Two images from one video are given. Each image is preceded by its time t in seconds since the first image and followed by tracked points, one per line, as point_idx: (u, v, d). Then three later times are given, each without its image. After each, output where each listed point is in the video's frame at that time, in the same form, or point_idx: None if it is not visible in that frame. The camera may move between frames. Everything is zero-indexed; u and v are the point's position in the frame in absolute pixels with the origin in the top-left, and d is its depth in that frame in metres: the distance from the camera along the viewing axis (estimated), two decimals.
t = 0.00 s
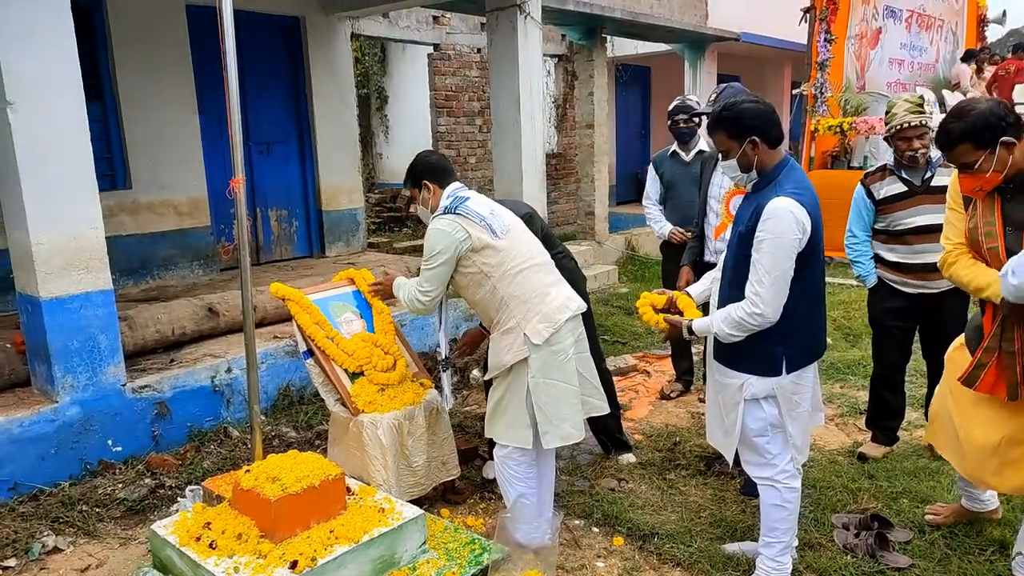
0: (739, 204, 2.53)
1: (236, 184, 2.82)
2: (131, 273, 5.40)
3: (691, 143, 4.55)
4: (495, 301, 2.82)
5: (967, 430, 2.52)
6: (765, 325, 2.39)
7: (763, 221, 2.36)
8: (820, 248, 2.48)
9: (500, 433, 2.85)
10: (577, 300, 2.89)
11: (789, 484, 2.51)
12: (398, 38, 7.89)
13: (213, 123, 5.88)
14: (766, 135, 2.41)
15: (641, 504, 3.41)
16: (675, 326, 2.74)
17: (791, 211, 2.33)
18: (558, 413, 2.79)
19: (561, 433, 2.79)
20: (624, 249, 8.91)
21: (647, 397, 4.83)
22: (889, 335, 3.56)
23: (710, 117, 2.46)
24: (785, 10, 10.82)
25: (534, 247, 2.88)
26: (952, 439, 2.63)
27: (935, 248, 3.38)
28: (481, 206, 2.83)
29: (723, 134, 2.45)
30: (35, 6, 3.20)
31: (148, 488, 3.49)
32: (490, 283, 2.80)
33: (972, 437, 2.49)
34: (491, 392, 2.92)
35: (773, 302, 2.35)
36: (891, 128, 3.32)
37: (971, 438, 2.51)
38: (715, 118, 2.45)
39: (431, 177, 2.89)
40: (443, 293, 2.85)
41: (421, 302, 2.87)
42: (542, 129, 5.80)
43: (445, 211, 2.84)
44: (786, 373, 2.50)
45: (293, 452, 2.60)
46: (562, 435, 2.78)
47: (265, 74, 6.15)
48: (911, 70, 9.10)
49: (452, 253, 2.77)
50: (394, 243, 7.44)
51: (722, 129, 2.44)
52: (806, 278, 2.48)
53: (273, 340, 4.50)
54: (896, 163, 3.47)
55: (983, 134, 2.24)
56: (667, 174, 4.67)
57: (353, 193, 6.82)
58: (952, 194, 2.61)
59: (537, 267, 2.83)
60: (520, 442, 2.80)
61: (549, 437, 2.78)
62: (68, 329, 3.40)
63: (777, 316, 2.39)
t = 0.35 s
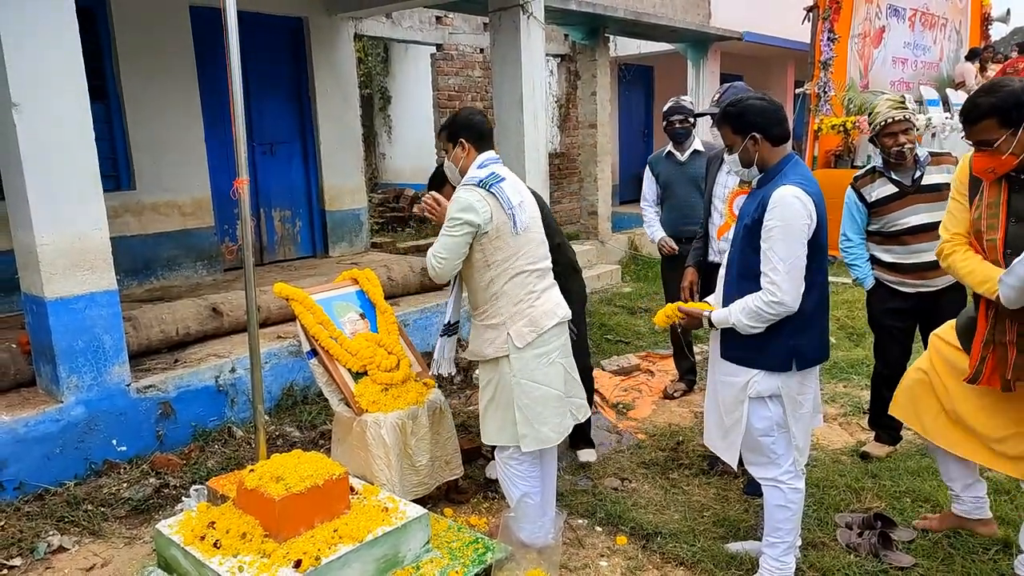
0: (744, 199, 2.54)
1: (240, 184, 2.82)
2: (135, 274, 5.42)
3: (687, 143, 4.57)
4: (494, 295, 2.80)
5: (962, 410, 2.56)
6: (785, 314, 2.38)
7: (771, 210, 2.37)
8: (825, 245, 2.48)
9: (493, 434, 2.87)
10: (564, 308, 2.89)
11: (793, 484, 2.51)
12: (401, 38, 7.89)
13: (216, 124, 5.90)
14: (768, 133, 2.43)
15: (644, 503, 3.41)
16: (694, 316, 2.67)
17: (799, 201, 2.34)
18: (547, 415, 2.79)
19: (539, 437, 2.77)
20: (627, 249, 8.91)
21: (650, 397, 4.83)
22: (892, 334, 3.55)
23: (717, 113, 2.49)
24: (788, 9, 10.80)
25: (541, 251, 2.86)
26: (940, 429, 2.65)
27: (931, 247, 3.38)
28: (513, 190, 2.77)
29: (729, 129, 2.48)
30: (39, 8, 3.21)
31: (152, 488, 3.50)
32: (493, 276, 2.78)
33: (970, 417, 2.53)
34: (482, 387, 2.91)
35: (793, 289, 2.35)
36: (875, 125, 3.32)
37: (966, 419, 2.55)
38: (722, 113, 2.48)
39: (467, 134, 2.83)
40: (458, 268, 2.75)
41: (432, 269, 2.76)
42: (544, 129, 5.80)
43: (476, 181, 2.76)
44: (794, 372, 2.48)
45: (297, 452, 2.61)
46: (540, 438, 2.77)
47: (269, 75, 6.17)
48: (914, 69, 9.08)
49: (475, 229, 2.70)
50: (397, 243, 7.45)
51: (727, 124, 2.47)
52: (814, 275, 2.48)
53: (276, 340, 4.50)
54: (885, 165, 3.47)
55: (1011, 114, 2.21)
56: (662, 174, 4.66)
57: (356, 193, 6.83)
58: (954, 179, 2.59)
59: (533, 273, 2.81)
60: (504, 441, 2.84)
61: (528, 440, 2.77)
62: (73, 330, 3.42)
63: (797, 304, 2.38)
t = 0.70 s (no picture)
0: (746, 193, 2.53)
1: (239, 181, 2.82)
2: (135, 271, 5.42)
3: (689, 138, 4.55)
4: (493, 288, 2.79)
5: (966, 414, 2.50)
6: (791, 304, 2.37)
7: (773, 201, 2.37)
8: (826, 239, 2.48)
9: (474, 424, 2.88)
10: (557, 309, 2.91)
11: (794, 480, 2.52)
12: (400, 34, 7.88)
13: (216, 121, 5.90)
14: (769, 128, 2.43)
15: (644, 498, 3.42)
16: (701, 309, 2.65)
17: (803, 192, 2.34)
18: (531, 409, 2.81)
19: (521, 431, 2.79)
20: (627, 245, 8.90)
21: (650, 393, 4.84)
22: (891, 328, 3.56)
23: (719, 109, 2.51)
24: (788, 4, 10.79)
25: (542, 248, 2.86)
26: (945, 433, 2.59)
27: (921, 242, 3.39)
28: (534, 189, 2.76)
29: (730, 123, 2.49)
30: (38, 6, 3.21)
31: (153, 485, 3.51)
32: (494, 269, 2.76)
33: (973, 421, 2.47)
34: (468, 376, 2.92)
35: (800, 278, 2.33)
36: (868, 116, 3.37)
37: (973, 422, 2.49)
38: (723, 109, 2.49)
39: (501, 117, 2.78)
40: (466, 251, 2.73)
41: (441, 247, 2.73)
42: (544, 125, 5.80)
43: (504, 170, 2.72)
44: (798, 363, 2.49)
45: (298, 449, 2.61)
46: (519, 433, 2.79)
47: (268, 72, 6.17)
48: (914, 64, 9.08)
49: (493, 219, 2.68)
50: (397, 239, 7.45)
51: (727, 120, 2.48)
52: (817, 269, 2.48)
53: (277, 337, 4.51)
54: (878, 160, 3.47)
55: None
56: (665, 171, 4.69)
57: (356, 190, 6.83)
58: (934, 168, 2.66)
59: (533, 273, 2.81)
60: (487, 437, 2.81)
61: (509, 434, 2.78)
62: (73, 328, 3.42)
63: (804, 294, 2.37)
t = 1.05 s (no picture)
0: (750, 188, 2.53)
1: (241, 179, 2.83)
2: (136, 269, 5.42)
3: (694, 135, 4.54)
4: (497, 285, 2.79)
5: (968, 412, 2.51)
6: (797, 300, 2.37)
7: (780, 197, 2.37)
8: (830, 237, 2.49)
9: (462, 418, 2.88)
10: (558, 311, 2.93)
11: (795, 477, 2.53)
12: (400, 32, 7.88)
13: (217, 119, 5.90)
14: (777, 124, 2.44)
15: (645, 495, 3.43)
16: (705, 305, 2.65)
17: (811, 189, 2.35)
18: (523, 406, 2.81)
19: (513, 428, 2.80)
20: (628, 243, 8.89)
21: (651, 390, 4.85)
22: (892, 326, 3.56)
23: (731, 100, 2.50)
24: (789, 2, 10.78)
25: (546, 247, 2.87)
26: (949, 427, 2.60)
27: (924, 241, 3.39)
28: (544, 188, 2.77)
29: (739, 117, 2.49)
30: (41, 5, 3.22)
31: (155, 482, 3.52)
32: (498, 266, 2.76)
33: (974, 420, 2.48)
34: (464, 371, 2.90)
35: (806, 275, 2.34)
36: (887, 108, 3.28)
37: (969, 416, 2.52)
38: (733, 102, 2.49)
39: (502, 122, 2.78)
40: (473, 247, 2.71)
41: (448, 241, 2.70)
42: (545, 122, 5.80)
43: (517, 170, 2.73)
44: (801, 360, 2.50)
45: (299, 446, 2.62)
46: (512, 430, 2.80)
47: (269, 69, 6.17)
48: (916, 61, 9.08)
49: (504, 220, 2.68)
50: (398, 237, 7.45)
51: (738, 112, 2.49)
52: (820, 266, 2.49)
53: (278, 334, 4.51)
54: (892, 155, 3.46)
55: None
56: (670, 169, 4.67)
57: (357, 187, 6.83)
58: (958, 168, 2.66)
59: (537, 272, 2.83)
60: (481, 430, 2.82)
61: (501, 430, 2.80)
62: (75, 325, 3.43)
63: (809, 290, 2.37)
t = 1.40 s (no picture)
0: (751, 183, 2.53)
1: (241, 179, 2.82)
2: (136, 269, 5.43)
3: (697, 132, 4.50)
4: (500, 283, 2.79)
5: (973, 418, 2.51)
6: (798, 297, 2.37)
7: (782, 193, 2.36)
8: (830, 234, 2.50)
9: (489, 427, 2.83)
10: (568, 306, 2.90)
11: (796, 475, 2.53)
12: (400, 31, 7.89)
13: (217, 118, 5.90)
14: (787, 121, 2.44)
15: (645, 493, 3.43)
16: (705, 303, 2.65)
17: (813, 187, 2.35)
18: (531, 405, 2.80)
19: (523, 427, 2.79)
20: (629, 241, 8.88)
21: (652, 388, 4.85)
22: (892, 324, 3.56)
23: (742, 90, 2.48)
24: None
25: (549, 241, 2.87)
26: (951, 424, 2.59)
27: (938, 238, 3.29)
28: (532, 179, 2.75)
29: (749, 109, 2.48)
30: (41, 6, 3.22)
31: (156, 481, 3.52)
32: (500, 264, 2.76)
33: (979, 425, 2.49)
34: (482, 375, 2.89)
35: (807, 272, 2.34)
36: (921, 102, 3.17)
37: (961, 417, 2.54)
38: (745, 92, 2.48)
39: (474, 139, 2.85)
40: (468, 248, 2.73)
41: (442, 244, 2.72)
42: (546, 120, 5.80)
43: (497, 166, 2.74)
44: (803, 357, 2.50)
45: (300, 445, 2.62)
46: (522, 429, 2.79)
47: (269, 68, 6.17)
48: (916, 59, 9.08)
49: (492, 216, 2.68)
50: (398, 236, 7.46)
51: (750, 101, 2.45)
52: (821, 264, 2.49)
53: (278, 334, 4.51)
54: (922, 148, 3.37)
55: None
56: (671, 166, 4.63)
57: (357, 186, 6.83)
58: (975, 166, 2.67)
59: (541, 268, 2.81)
60: (488, 433, 2.83)
61: (512, 429, 2.79)
62: (76, 325, 3.43)
63: (810, 287, 2.37)
